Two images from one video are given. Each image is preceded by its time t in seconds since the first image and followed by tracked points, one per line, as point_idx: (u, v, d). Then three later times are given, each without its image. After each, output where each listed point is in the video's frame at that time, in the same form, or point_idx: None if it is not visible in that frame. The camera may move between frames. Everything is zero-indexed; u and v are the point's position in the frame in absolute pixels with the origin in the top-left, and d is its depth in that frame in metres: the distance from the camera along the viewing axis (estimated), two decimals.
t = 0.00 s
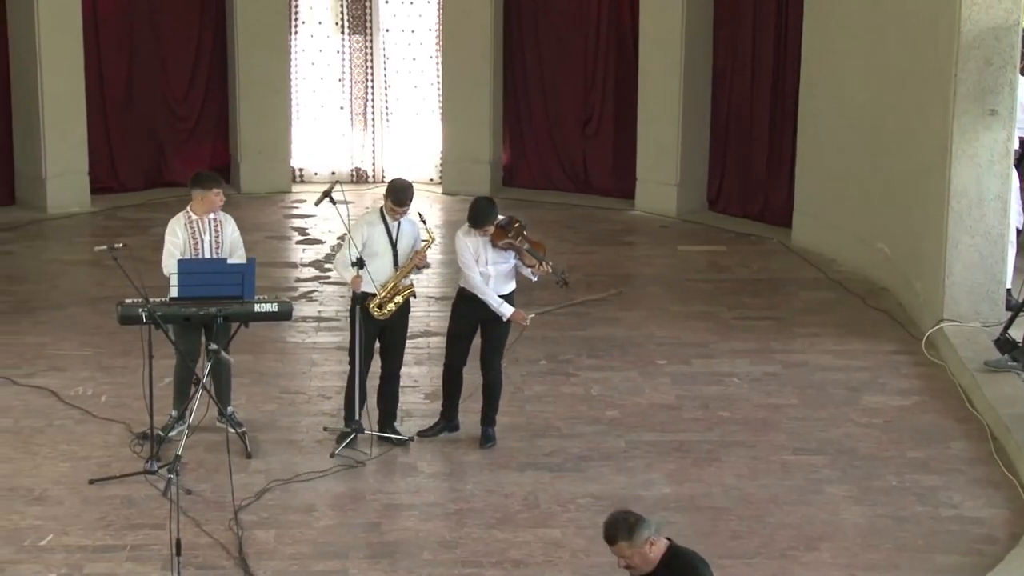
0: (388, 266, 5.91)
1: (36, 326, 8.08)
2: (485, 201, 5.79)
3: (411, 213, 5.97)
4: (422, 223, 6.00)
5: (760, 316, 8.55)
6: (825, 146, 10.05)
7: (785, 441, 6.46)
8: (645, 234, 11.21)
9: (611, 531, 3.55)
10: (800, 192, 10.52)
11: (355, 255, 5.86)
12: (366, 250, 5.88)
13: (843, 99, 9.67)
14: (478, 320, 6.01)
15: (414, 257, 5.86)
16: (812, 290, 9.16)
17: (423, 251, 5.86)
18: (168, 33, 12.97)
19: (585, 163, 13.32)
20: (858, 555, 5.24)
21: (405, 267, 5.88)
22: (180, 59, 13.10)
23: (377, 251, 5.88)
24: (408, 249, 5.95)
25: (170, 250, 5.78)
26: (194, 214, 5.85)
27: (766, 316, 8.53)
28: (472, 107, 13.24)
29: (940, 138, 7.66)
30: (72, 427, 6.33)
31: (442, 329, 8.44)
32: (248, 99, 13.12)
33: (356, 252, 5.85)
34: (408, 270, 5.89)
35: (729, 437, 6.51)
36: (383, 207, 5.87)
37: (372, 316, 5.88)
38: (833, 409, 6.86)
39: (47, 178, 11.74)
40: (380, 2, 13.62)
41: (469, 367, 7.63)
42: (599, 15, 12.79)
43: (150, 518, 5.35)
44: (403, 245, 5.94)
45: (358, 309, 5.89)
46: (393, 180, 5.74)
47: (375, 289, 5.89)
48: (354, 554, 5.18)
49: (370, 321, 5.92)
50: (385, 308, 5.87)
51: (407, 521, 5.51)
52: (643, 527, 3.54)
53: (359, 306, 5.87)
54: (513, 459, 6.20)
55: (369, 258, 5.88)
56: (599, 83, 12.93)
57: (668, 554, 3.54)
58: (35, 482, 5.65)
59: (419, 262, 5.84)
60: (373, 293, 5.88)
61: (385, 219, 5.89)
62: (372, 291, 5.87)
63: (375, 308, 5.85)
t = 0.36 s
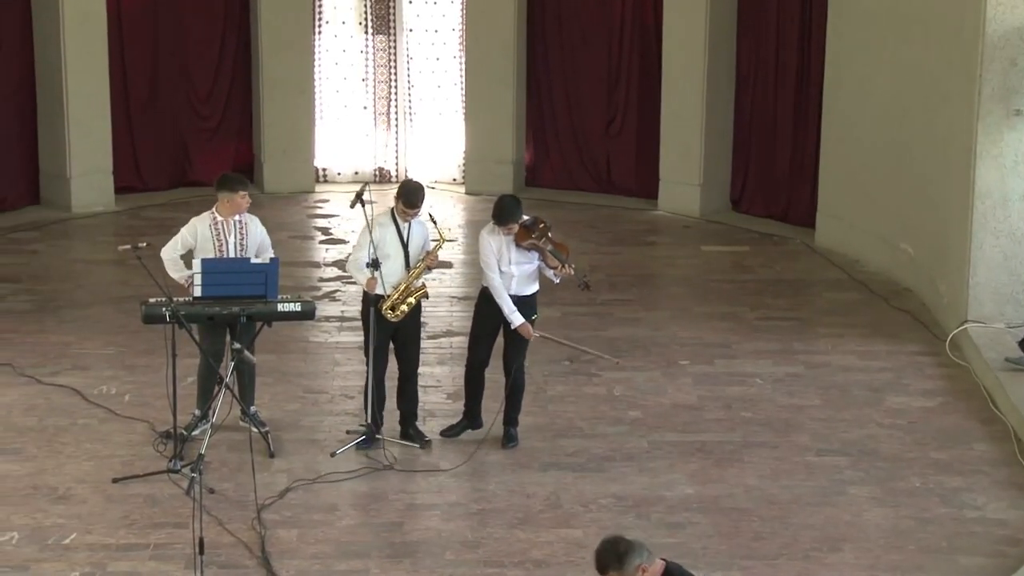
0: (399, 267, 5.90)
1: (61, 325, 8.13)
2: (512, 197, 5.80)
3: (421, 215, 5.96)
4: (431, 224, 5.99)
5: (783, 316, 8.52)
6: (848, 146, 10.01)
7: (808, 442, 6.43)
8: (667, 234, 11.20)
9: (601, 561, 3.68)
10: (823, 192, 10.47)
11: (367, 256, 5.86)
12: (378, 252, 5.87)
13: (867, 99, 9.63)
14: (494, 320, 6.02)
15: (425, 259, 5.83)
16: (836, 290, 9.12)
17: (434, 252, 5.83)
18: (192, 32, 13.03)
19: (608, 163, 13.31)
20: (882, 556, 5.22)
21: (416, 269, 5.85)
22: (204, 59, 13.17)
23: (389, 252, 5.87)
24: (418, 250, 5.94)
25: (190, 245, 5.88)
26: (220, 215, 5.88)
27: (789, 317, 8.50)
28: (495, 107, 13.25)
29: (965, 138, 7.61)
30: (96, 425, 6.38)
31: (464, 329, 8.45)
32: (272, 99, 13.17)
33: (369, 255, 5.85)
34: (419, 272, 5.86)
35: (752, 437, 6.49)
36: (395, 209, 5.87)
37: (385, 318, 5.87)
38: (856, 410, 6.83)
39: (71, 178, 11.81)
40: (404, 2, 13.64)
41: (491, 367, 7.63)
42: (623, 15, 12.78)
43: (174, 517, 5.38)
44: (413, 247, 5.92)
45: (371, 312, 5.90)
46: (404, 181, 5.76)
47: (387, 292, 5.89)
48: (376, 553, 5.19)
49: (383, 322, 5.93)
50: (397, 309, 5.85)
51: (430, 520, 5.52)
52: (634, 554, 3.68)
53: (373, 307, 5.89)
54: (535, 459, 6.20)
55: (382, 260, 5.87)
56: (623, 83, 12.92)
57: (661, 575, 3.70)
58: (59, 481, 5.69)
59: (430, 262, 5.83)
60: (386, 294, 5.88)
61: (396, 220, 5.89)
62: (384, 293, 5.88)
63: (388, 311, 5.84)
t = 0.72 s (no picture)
0: (414, 269, 5.88)
1: (82, 324, 8.18)
2: (527, 197, 5.75)
3: (439, 217, 5.93)
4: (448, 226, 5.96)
5: (804, 317, 8.49)
6: (870, 146, 9.97)
7: (829, 443, 6.41)
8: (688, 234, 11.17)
9: None
10: (845, 193, 10.43)
11: (383, 258, 5.83)
12: (394, 254, 5.85)
13: (889, 99, 9.59)
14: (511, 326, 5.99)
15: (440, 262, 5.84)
16: (858, 291, 9.08)
17: (451, 256, 5.84)
18: (214, 33, 13.09)
19: (629, 163, 13.30)
20: (903, 558, 5.19)
21: (431, 272, 5.84)
22: (226, 59, 13.22)
23: (405, 254, 5.86)
24: (434, 252, 5.93)
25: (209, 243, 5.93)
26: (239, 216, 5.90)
27: (810, 317, 8.47)
28: (515, 107, 13.25)
29: (987, 137, 7.58)
30: (118, 424, 6.42)
31: (485, 329, 8.46)
32: (294, 99, 13.21)
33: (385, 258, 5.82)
34: (436, 274, 5.86)
35: (773, 438, 6.47)
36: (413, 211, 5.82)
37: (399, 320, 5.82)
38: (877, 411, 6.81)
39: (93, 177, 11.87)
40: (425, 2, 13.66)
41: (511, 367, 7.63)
42: (644, 14, 12.76)
43: (195, 516, 5.41)
44: (430, 249, 5.90)
45: (385, 314, 5.86)
46: (425, 184, 5.69)
47: (403, 294, 5.86)
48: (396, 553, 5.20)
49: (397, 324, 5.89)
50: (412, 311, 5.82)
51: (450, 520, 5.52)
52: None
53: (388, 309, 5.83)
54: (556, 459, 6.20)
55: (397, 262, 5.85)
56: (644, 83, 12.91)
57: None
58: (81, 480, 5.72)
59: (447, 266, 5.83)
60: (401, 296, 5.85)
61: (414, 223, 5.86)
62: (400, 294, 5.85)
63: (401, 312, 5.79)
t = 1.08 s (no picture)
0: (444, 274, 5.81)
1: (104, 323, 8.23)
2: (547, 187, 5.77)
3: (468, 222, 5.86)
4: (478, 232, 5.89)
5: (825, 317, 8.46)
6: (891, 146, 9.92)
7: (850, 444, 6.38)
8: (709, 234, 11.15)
9: None
10: (865, 194, 10.39)
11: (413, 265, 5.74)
12: (423, 260, 5.77)
13: (910, 99, 9.55)
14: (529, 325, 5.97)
15: (470, 267, 5.76)
16: (878, 291, 9.05)
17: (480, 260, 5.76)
18: (236, 33, 13.14)
19: (649, 163, 13.29)
20: (924, 559, 5.17)
21: (460, 277, 5.78)
22: (247, 59, 13.27)
23: (435, 260, 5.79)
24: (465, 258, 5.84)
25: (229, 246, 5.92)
26: (257, 216, 5.92)
27: (830, 318, 8.44)
28: (536, 107, 13.25)
29: (1010, 136, 7.54)
30: (138, 424, 6.45)
31: (504, 329, 8.46)
32: (314, 99, 13.25)
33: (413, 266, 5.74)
34: (465, 279, 5.79)
35: (794, 439, 6.45)
36: (442, 217, 5.76)
37: (428, 326, 5.80)
38: (898, 412, 6.78)
39: (115, 176, 11.94)
40: (446, 2, 13.68)
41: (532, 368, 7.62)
42: (665, 13, 12.74)
43: (216, 516, 5.43)
44: (459, 255, 5.82)
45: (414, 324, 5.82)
46: (454, 188, 5.62)
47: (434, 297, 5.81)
48: (416, 553, 5.20)
49: (426, 330, 5.83)
50: (442, 316, 5.78)
51: (470, 520, 5.52)
52: None
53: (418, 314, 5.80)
54: (576, 460, 6.20)
55: (426, 270, 5.79)
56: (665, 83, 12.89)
57: None
58: (102, 479, 5.76)
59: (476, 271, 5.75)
60: (432, 299, 5.80)
61: (443, 229, 5.79)
62: (430, 299, 5.80)
63: (431, 317, 5.78)
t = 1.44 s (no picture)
0: (471, 281, 5.79)
1: (125, 323, 8.27)
2: (573, 179, 5.78)
3: (494, 230, 5.83)
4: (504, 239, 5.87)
5: (845, 318, 8.43)
6: (912, 146, 9.88)
7: (870, 445, 6.36)
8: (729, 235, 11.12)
9: None
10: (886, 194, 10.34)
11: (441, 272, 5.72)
12: (451, 267, 5.75)
13: (932, 98, 9.50)
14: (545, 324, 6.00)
15: (497, 271, 5.75)
16: (899, 292, 9.02)
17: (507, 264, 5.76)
18: (256, 34, 13.20)
19: (669, 164, 13.27)
20: (944, 560, 5.15)
21: (487, 282, 5.76)
22: (268, 60, 13.32)
23: (463, 267, 5.77)
24: (492, 264, 5.82)
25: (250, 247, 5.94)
26: (278, 216, 5.95)
27: (851, 318, 8.41)
28: (556, 107, 13.25)
29: None
30: (159, 423, 6.48)
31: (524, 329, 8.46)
32: (335, 99, 13.28)
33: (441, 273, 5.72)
34: (492, 284, 5.77)
35: (814, 440, 6.43)
36: (468, 224, 5.76)
37: (456, 331, 5.79)
38: (919, 413, 6.75)
39: (135, 176, 11.99)
40: (467, 2, 13.70)
41: (552, 368, 7.61)
42: (685, 13, 12.72)
43: (236, 515, 5.45)
44: (485, 261, 5.80)
45: (442, 328, 5.81)
46: (481, 197, 5.65)
47: (461, 302, 5.79)
48: (435, 552, 5.20)
49: (453, 334, 5.83)
50: (468, 321, 5.77)
51: (489, 520, 5.53)
52: None
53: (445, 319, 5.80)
54: (595, 460, 6.20)
55: (453, 277, 5.77)
56: (685, 83, 12.86)
57: None
58: (122, 478, 5.79)
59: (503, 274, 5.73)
60: (458, 305, 5.79)
61: (469, 236, 5.76)
62: (456, 303, 5.79)
63: (457, 322, 5.76)
